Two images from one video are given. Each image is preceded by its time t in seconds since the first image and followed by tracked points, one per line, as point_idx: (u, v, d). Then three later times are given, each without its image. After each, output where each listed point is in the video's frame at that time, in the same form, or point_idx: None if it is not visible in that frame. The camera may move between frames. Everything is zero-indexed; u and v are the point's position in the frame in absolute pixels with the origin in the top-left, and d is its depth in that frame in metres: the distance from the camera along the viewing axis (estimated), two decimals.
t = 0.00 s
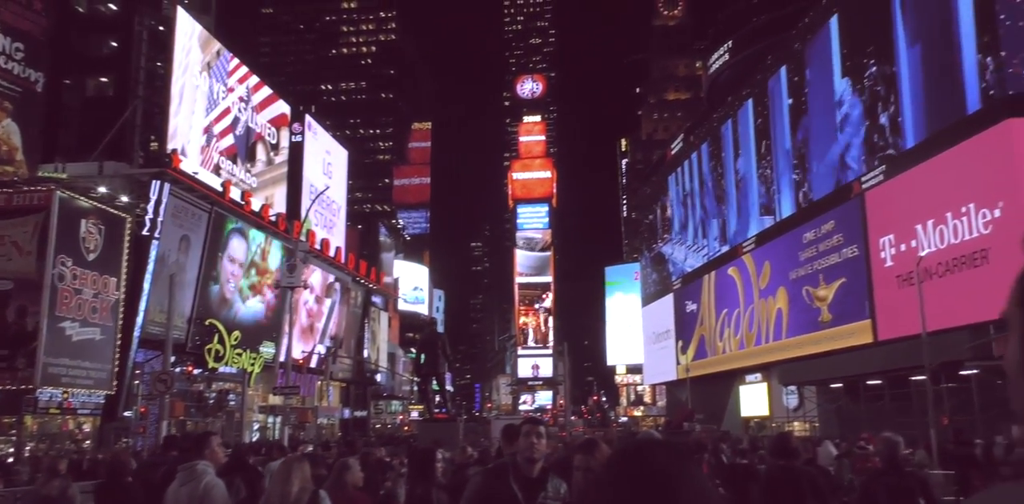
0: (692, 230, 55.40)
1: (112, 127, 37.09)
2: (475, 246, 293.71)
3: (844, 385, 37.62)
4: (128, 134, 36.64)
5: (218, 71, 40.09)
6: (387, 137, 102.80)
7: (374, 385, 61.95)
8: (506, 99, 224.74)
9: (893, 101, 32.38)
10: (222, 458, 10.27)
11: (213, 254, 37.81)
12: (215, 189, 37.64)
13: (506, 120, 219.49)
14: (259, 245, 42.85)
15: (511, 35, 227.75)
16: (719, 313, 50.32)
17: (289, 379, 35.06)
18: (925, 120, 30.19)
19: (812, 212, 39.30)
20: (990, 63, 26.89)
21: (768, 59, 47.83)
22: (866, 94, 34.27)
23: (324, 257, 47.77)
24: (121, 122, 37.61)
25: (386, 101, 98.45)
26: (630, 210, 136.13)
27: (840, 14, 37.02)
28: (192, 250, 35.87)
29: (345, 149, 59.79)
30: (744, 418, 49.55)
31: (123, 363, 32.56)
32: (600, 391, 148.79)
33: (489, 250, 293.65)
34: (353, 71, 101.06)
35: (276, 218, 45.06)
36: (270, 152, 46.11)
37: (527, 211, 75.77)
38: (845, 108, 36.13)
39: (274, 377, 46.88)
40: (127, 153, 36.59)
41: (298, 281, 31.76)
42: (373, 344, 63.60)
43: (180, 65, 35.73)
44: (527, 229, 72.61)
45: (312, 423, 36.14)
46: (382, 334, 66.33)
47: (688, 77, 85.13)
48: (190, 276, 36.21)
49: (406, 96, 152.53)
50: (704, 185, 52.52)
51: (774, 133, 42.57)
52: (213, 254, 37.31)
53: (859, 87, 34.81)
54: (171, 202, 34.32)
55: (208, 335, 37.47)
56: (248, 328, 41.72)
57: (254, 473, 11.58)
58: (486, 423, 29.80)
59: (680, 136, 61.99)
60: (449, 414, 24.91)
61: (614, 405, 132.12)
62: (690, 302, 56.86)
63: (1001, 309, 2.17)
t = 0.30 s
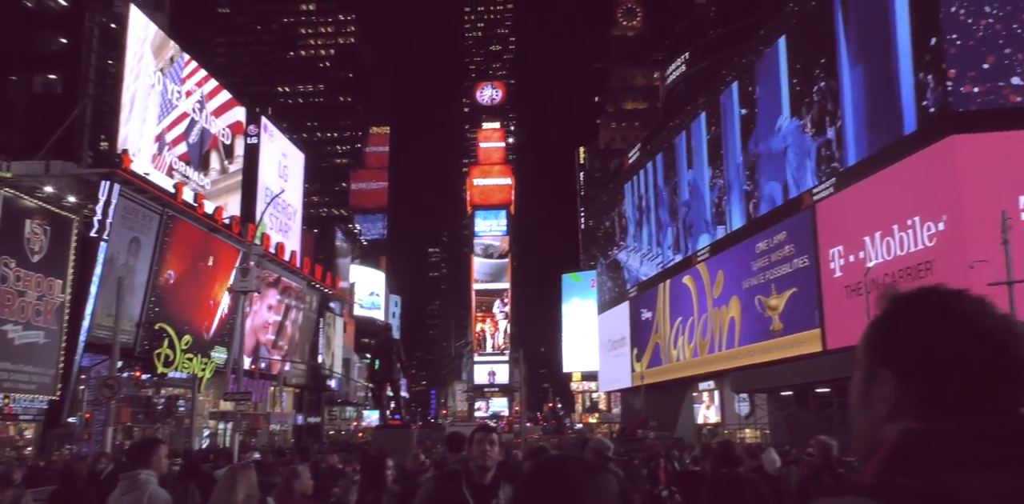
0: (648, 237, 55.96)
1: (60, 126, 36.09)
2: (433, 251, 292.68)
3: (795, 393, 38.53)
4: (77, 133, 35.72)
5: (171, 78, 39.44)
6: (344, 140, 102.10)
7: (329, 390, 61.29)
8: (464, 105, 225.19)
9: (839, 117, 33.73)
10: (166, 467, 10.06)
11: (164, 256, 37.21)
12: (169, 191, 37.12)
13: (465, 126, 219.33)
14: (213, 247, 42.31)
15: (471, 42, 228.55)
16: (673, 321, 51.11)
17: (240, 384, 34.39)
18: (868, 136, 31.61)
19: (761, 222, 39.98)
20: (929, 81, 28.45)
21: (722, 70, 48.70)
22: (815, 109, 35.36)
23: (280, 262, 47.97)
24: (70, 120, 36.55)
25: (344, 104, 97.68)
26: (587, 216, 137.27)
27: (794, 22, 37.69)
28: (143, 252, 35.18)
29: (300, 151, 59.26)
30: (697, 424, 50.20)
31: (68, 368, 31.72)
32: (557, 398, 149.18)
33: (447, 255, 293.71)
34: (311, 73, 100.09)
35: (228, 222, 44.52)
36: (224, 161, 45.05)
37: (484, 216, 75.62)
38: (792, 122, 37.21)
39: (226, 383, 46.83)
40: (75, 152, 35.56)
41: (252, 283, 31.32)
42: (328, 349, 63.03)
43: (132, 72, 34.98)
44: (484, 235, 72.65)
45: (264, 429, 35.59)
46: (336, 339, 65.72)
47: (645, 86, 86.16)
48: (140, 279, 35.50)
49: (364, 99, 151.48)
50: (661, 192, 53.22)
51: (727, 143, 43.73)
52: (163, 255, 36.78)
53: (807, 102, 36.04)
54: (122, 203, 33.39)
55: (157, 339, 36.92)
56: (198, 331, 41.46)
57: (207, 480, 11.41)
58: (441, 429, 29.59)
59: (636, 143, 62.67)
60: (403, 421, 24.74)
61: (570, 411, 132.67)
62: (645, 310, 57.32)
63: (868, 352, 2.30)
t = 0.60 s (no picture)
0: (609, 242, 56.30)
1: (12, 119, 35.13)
2: (391, 254, 289.91)
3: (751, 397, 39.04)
4: (30, 127, 34.83)
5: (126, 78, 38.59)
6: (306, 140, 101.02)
7: (286, 393, 60.38)
8: (428, 107, 224.38)
9: (800, 126, 34.60)
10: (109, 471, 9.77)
11: (118, 254, 36.42)
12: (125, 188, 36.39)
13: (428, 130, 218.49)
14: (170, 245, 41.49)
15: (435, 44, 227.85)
16: (633, 326, 51.42)
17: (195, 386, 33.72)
18: (828, 145, 32.59)
19: (722, 228, 40.39)
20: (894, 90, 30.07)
21: (684, 78, 49.35)
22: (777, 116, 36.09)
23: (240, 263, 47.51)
24: (22, 114, 35.67)
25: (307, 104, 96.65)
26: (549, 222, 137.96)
27: (757, 28, 38.61)
28: (96, 250, 34.40)
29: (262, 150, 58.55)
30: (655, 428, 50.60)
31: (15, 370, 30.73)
32: (517, 403, 149.35)
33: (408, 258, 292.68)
34: (273, 72, 98.98)
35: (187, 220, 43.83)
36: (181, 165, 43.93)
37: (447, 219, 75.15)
38: (751, 130, 37.90)
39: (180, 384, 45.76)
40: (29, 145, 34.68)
41: (209, 283, 30.72)
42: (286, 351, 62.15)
43: (87, 74, 34.17)
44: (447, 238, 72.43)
45: (219, 431, 35.00)
46: (295, 341, 64.90)
47: (608, 93, 86.92)
48: (93, 277, 34.65)
49: (326, 99, 150.07)
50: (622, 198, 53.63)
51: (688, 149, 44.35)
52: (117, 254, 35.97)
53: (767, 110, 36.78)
54: (74, 199, 32.64)
55: (109, 339, 36.18)
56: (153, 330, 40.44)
57: (150, 485, 11.09)
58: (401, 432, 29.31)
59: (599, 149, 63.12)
60: (362, 424, 24.43)
61: (529, 416, 132.81)
62: (605, 314, 57.72)
63: (717, 371, 2.68)
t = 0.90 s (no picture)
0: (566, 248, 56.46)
1: None
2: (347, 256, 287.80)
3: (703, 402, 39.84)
4: None
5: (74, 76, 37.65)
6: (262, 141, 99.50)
7: (236, 397, 59.32)
8: (386, 110, 222.66)
9: (754, 134, 35.21)
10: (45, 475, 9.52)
11: (63, 255, 35.23)
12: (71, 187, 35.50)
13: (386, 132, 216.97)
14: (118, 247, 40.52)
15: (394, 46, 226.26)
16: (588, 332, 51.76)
17: (142, 391, 32.95)
18: (782, 155, 33.26)
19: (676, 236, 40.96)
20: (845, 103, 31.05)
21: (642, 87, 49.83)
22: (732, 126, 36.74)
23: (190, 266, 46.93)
24: None
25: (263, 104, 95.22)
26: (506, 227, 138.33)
27: (715, 35, 39.13)
28: (39, 251, 33.14)
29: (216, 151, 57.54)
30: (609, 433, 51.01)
31: None
32: (472, 409, 149.30)
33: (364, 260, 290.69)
34: (229, 71, 97.32)
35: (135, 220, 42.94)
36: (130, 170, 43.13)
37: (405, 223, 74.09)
38: (707, 138, 38.47)
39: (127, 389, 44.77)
40: None
41: (158, 286, 29.97)
42: (238, 354, 61.14)
43: (32, 74, 33.12)
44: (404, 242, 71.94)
45: (166, 438, 34.30)
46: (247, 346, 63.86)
47: (567, 100, 87.32)
48: (36, 279, 33.39)
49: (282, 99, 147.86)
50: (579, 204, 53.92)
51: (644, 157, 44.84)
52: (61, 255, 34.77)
53: (723, 119, 37.24)
54: (16, 197, 31.78)
55: (52, 343, 35.29)
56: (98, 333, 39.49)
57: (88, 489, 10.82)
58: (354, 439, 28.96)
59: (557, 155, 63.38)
60: (314, 430, 24.07)
61: (484, 421, 132.84)
62: (561, 320, 58.06)
63: (576, 403, 3.21)
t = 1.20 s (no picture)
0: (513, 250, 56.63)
1: None
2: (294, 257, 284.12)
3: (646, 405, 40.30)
4: None
5: (9, 69, 36.32)
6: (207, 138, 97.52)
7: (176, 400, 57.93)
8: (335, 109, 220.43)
9: (703, 140, 35.97)
10: None
11: None
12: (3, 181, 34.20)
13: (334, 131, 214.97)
14: (51, 245, 39.23)
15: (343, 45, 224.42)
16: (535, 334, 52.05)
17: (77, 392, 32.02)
18: (728, 162, 34.02)
19: (622, 240, 41.42)
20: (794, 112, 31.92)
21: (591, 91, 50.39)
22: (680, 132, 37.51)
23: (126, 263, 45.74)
24: None
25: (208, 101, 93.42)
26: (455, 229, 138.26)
27: (666, 41, 39.68)
28: None
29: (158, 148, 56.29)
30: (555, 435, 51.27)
31: None
32: (419, 412, 148.52)
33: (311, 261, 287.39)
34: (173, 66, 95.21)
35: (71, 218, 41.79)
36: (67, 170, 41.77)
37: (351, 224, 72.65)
38: (656, 143, 39.13)
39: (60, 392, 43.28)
40: None
41: (95, 284, 29.19)
42: (179, 356, 59.79)
43: None
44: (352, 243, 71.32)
45: (101, 441, 33.39)
46: (189, 347, 62.49)
47: (517, 103, 87.73)
48: None
49: (228, 96, 145.22)
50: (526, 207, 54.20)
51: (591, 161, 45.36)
52: None
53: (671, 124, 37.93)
54: None
55: None
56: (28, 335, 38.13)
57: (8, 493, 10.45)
58: (296, 442, 28.50)
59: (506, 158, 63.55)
60: (255, 432, 23.65)
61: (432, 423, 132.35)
62: (509, 322, 58.22)
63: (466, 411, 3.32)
